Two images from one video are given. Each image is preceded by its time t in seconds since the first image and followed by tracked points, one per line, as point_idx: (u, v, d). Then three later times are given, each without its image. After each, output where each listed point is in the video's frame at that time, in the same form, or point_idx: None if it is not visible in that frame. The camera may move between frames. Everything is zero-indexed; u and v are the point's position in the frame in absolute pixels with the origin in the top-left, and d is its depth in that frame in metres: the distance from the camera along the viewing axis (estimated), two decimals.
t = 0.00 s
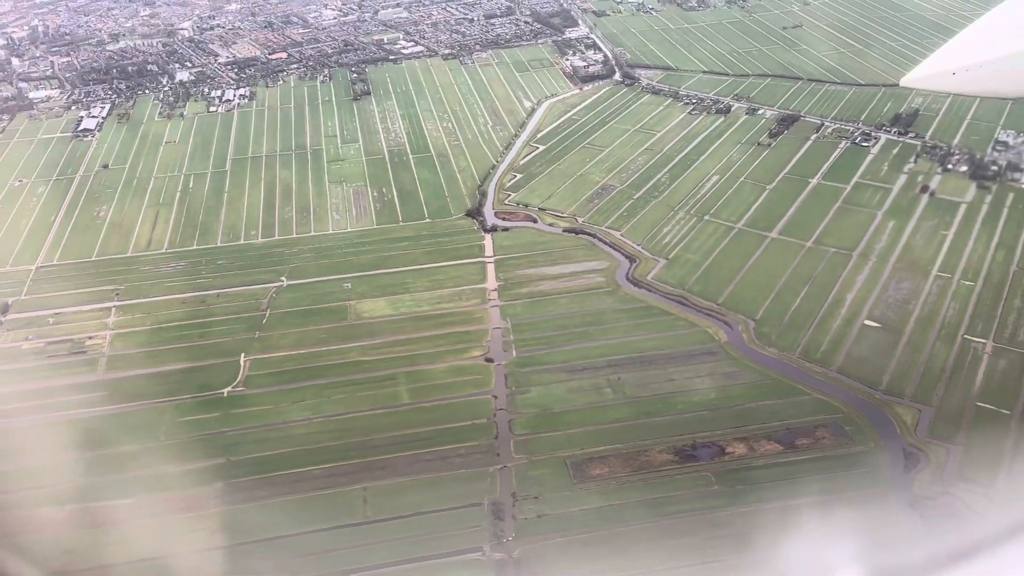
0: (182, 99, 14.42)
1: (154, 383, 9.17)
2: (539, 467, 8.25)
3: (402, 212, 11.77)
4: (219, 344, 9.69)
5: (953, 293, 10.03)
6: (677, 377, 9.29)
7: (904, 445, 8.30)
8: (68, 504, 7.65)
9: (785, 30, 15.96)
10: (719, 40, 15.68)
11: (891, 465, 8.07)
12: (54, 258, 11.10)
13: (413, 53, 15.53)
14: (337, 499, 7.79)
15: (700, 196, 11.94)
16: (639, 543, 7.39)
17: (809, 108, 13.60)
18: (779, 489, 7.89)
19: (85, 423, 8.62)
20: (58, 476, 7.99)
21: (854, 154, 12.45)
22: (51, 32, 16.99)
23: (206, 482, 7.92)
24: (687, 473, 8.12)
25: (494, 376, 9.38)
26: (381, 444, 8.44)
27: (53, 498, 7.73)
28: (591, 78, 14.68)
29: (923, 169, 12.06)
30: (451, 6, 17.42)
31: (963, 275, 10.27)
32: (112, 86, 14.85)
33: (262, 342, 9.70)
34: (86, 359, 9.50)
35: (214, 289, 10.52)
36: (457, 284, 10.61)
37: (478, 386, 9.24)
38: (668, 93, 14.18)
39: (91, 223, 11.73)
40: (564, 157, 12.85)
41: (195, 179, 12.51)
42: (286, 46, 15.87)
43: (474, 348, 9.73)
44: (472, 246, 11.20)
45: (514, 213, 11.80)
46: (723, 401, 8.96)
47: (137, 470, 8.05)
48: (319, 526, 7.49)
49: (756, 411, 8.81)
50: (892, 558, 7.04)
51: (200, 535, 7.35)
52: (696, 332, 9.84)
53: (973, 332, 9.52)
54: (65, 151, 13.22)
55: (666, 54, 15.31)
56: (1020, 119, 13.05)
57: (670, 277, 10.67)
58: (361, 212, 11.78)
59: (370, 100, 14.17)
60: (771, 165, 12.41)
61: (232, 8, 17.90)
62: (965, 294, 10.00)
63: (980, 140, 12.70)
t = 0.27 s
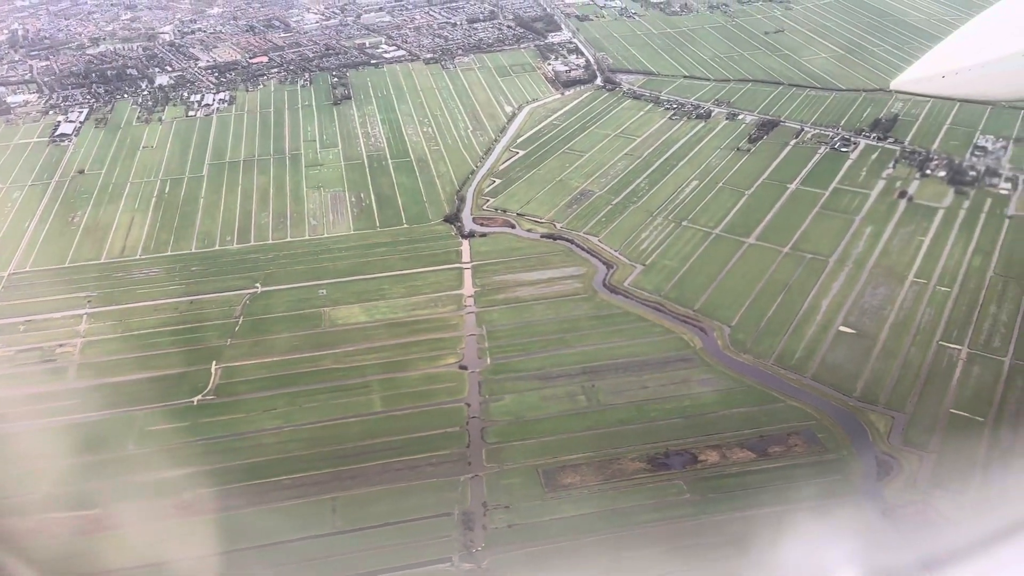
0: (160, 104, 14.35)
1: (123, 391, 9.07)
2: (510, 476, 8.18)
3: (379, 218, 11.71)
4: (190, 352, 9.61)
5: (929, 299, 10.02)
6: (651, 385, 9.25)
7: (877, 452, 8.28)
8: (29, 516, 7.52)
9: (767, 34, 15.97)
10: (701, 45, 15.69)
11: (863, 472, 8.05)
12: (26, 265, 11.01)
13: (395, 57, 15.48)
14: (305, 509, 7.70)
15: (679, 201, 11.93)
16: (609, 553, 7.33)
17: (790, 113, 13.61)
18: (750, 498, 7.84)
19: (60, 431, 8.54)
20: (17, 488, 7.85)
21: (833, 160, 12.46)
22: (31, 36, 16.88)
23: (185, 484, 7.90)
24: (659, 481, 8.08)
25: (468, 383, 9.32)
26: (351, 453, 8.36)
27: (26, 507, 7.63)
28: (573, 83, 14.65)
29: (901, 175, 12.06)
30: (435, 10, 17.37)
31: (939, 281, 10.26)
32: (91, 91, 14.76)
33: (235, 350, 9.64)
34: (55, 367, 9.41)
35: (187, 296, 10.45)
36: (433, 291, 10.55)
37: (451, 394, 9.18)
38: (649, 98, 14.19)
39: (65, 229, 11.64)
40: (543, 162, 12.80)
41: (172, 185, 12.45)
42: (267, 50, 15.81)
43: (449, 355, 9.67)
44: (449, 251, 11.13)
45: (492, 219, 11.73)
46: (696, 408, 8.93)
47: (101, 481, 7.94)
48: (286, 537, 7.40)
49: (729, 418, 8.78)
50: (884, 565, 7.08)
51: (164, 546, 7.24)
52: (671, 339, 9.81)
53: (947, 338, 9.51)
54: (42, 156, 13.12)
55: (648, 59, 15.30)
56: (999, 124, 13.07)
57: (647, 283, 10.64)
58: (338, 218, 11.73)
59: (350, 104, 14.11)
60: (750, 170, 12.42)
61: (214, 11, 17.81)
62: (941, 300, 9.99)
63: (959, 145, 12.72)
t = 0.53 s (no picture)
0: (140, 110, 14.29)
1: (93, 401, 8.97)
2: (483, 486, 8.11)
3: (358, 225, 11.65)
4: (163, 362, 9.53)
5: (905, 306, 10.02)
6: (627, 393, 9.21)
7: (850, 461, 8.25)
8: None
9: (750, 41, 16.01)
10: (683, 51, 15.70)
11: (837, 481, 8.02)
12: None
13: (377, 63, 15.44)
14: (274, 521, 7.61)
15: (658, 209, 11.92)
16: (581, 565, 7.26)
17: (771, 120, 13.62)
18: (724, 508, 7.79)
19: (27, 443, 8.43)
20: None
21: (812, 167, 12.48)
22: (11, 41, 16.79)
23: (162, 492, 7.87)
24: (633, 491, 8.02)
25: (442, 392, 9.26)
26: (322, 463, 8.28)
27: None
28: (555, 89, 14.63)
29: (880, 182, 12.07)
30: (418, 16, 17.33)
31: (916, 288, 10.26)
32: (70, 97, 14.69)
33: (208, 359, 9.56)
34: (26, 377, 9.30)
35: (161, 305, 10.39)
36: (410, 299, 10.49)
37: (425, 403, 9.12)
38: (631, 105, 14.18)
39: (40, 236, 11.54)
40: (524, 169, 12.76)
41: (149, 192, 12.40)
42: (248, 56, 15.76)
43: (424, 363, 9.61)
44: (427, 259, 11.07)
45: (471, 226, 11.69)
46: (671, 417, 8.90)
47: (68, 493, 7.83)
48: (254, 550, 7.30)
49: (704, 427, 8.75)
50: (876, 569, 7.06)
51: (129, 560, 7.13)
52: (647, 347, 9.79)
53: (923, 346, 9.50)
54: (18, 163, 13.03)
55: (631, 65, 15.31)
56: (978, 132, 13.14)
57: (625, 291, 10.61)
58: (316, 224, 11.66)
59: (331, 110, 14.06)
60: (730, 177, 12.42)
61: (196, 16, 17.75)
62: (918, 308, 9.99)
63: (939, 151, 12.74)
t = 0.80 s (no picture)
0: (116, 119, 14.23)
1: (58, 416, 8.83)
2: (452, 501, 8.00)
3: (333, 235, 11.58)
4: (131, 375, 9.40)
5: (880, 317, 10.01)
6: (599, 406, 9.13)
7: (822, 472, 8.19)
8: None
9: (730, 51, 16.05)
10: (664, 61, 15.74)
11: (808, 493, 7.95)
12: None
13: (357, 72, 15.40)
14: (238, 537, 7.45)
15: (635, 219, 11.90)
16: None
17: (749, 130, 13.66)
18: (694, 522, 7.71)
19: None
20: None
21: (789, 177, 12.49)
22: None
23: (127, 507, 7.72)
24: (603, 505, 7.92)
25: (414, 405, 9.16)
26: (289, 478, 8.14)
27: None
28: (534, 98, 14.62)
29: (857, 192, 12.07)
30: (399, 24, 17.29)
31: (890, 298, 10.25)
32: (46, 106, 14.59)
33: (177, 373, 9.44)
34: None
35: (131, 317, 10.27)
36: (384, 310, 10.40)
37: (396, 416, 9.02)
38: (610, 114, 14.19)
39: (10, 247, 11.42)
40: (502, 179, 12.73)
41: (122, 203, 12.31)
42: (227, 65, 15.72)
43: (396, 375, 9.52)
44: (402, 269, 11.00)
45: (447, 236, 11.63)
46: (644, 429, 8.83)
47: (26, 510, 7.65)
48: (215, 567, 7.14)
49: (676, 440, 8.68)
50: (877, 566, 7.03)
51: None
52: (621, 359, 9.73)
53: (897, 356, 9.48)
54: None
55: (611, 75, 15.33)
56: (954, 141, 13.20)
57: (600, 302, 10.56)
58: (290, 235, 11.60)
59: (310, 119, 14.01)
60: (708, 187, 12.44)
61: (176, 25, 17.66)
62: (892, 318, 9.97)
63: (916, 161, 12.76)
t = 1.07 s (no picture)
0: (92, 130, 14.16)
1: (20, 431, 8.68)
2: (420, 517, 7.84)
3: (307, 246, 11.52)
4: (96, 389, 9.26)
5: (854, 328, 9.98)
6: (571, 419, 9.04)
7: (793, 486, 8.12)
8: None
9: (709, 61, 16.10)
10: (643, 71, 15.77)
11: (779, 507, 7.88)
12: None
13: (336, 82, 15.35)
14: (198, 555, 7.26)
15: (611, 230, 11.87)
16: None
17: (727, 140, 13.67)
18: (664, 537, 7.60)
19: None
20: None
21: (766, 187, 12.50)
22: None
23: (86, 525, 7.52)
24: (573, 520, 7.79)
25: (384, 420, 9.05)
26: (253, 495, 7.98)
27: None
28: (513, 108, 14.61)
29: (833, 202, 12.07)
30: (380, 34, 17.26)
31: (865, 308, 10.23)
32: (22, 117, 14.50)
33: (144, 387, 9.31)
34: None
35: (100, 331, 10.15)
36: (356, 323, 10.32)
37: (365, 431, 8.90)
38: (589, 124, 14.19)
39: None
40: (479, 190, 12.68)
41: (96, 214, 12.23)
42: (205, 75, 15.71)
43: (367, 389, 9.43)
44: (375, 281, 10.92)
45: (422, 247, 11.55)
46: (615, 443, 8.74)
47: None
48: None
49: (648, 453, 8.60)
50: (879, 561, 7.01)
51: None
52: (594, 371, 9.66)
53: (870, 368, 9.45)
54: None
55: (590, 85, 15.34)
56: (930, 152, 13.25)
57: (574, 313, 10.50)
58: (264, 246, 11.55)
59: (287, 130, 13.97)
60: (685, 198, 12.44)
61: (155, 35, 17.61)
62: (866, 329, 9.95)
63: (893, 171, 12.78)
